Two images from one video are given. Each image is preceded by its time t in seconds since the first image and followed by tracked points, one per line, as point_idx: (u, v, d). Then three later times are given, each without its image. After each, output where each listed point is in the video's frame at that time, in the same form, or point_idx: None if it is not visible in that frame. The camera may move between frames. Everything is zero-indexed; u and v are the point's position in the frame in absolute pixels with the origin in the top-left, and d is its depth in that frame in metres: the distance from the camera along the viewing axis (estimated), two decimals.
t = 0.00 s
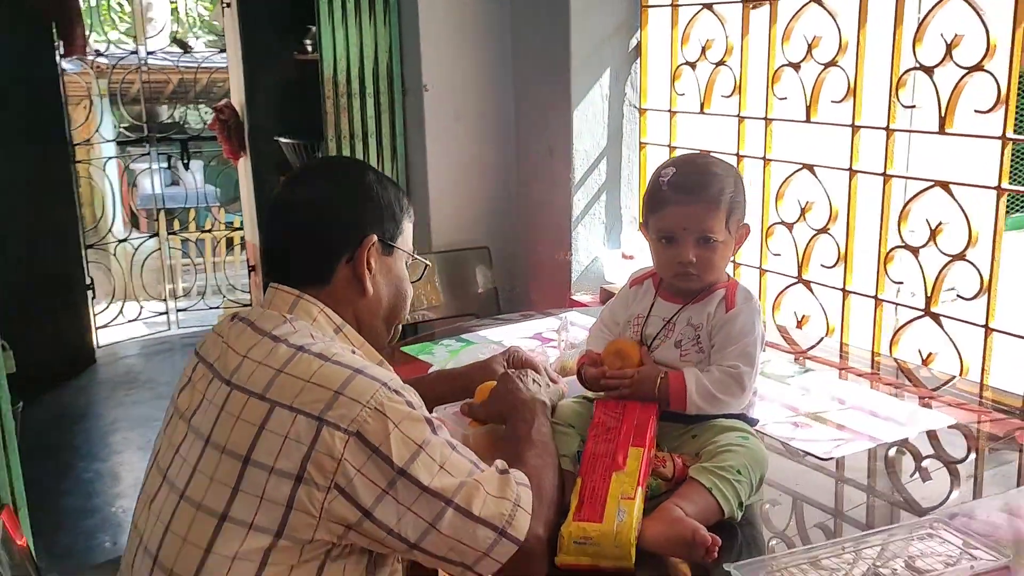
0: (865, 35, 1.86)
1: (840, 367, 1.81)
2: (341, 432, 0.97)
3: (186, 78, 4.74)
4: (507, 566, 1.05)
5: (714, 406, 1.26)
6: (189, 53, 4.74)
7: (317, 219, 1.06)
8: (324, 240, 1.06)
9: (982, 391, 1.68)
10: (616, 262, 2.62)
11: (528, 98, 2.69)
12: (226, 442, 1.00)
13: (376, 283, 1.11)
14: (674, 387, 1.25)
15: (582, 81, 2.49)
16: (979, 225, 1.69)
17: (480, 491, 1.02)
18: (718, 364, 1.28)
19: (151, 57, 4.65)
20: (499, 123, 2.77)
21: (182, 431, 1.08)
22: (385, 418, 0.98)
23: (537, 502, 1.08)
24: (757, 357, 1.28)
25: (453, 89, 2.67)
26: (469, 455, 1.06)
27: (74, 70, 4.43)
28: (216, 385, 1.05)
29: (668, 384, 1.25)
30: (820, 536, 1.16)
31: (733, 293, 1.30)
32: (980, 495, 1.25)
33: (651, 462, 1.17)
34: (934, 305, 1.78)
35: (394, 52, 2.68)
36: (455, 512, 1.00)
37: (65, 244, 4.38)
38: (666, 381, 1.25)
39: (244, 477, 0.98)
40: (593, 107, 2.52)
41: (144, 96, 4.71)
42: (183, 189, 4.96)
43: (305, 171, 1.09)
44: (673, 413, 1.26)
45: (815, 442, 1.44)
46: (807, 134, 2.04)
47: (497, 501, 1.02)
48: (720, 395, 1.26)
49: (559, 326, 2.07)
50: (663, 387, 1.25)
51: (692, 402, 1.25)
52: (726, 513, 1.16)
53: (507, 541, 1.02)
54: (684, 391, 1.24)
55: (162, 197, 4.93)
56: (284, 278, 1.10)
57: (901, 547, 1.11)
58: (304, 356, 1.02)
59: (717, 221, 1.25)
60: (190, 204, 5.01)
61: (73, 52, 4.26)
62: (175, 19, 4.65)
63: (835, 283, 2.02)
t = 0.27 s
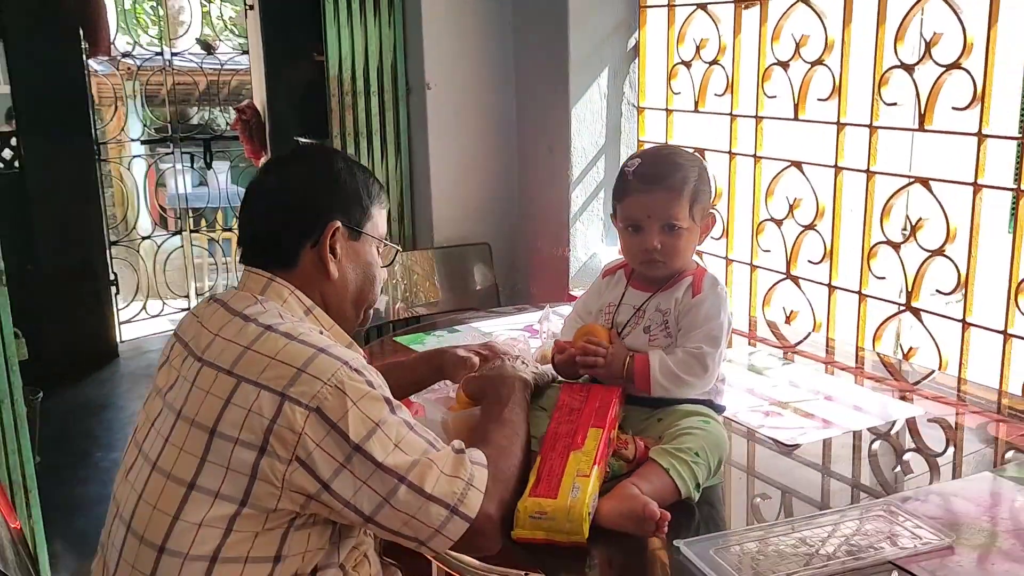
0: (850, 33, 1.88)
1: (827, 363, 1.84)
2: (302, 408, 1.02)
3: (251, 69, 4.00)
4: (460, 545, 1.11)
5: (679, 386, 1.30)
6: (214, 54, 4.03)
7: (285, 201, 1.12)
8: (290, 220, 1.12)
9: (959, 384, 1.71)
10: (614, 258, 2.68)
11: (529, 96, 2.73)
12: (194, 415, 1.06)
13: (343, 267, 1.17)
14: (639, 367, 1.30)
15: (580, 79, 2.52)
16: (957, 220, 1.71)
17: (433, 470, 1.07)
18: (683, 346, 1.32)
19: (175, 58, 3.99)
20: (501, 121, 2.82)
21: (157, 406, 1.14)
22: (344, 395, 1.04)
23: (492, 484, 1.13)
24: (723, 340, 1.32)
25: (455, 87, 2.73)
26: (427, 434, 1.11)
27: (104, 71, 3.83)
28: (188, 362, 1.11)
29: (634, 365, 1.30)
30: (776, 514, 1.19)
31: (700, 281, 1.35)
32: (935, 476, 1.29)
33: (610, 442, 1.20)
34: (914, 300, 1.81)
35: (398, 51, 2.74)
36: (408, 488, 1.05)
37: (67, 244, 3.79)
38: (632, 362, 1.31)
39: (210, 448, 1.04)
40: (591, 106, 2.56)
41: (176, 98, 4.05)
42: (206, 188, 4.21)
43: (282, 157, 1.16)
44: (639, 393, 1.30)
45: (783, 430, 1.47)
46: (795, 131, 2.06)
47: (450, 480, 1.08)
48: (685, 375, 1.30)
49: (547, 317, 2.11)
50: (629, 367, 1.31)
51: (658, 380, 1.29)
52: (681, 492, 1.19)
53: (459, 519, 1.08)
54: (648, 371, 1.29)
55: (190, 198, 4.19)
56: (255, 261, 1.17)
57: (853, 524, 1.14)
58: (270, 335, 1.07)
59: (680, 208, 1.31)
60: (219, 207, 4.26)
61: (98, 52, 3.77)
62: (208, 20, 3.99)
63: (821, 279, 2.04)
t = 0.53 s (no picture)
0: (852, 38, 1.89)
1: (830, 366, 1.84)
2: (292, 403, 1.05)
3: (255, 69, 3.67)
4: (448, 536, 1.13)
5: (669, 380, 1.31)
6: (234, 59, 3.68)
7: (275, 200, 1.16)
8: (279, 219, 1.16)
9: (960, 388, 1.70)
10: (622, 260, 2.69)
11: (540, 101, 2.76)
12: (189, 409, 1.09)
13: (333, 267, 1.21)
14: (629, 362, 1.32)
15: (589, 83, 2.54)
16: (957, 223, 1.71)
17: (422, 463, 1.09)
18: (672, 343, 1.33)
19: (201, 63, 3.66)
20: (512, 125, 2.85)
21: (155, 400, 1.18)
22: (333, 391, 1.07)
23: (479, 479, 1.15)
24: (711, 339, 1.34)
25: (465, 91, 2.76)
26: (416, 429, 1.14)
27: (132, 78, 3.58)
28: (185, 358, 1.14)
29: (625, 358, 1.32)
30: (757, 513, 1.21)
31: (688, 281, 1.37)
32: (922, 477, 1.30)
33: (598, 438, 1.22)
34: (916, 303, 1.81)
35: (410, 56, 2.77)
36: (396, 482, 1.08)
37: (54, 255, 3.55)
38: (624, 352, 1.32)
39: (204, 442, 1.07)
40: (600, 110, 2.58)
41: (201, 105, 3.71)
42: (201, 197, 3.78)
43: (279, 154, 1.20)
44: (630, 386, 1.32)
45: (777, 430, 1.48)
46: (799, 135, 2.07)
47: (438, 473, 1.10)
48: (674, 370, 1.31)
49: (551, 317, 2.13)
50: (621, 357, 1.32)
51: (649, 373, 1.31)
52: (667, 488, 1.20)
53: (446, 512, 1.11)
54: (638, 364, 1.31)
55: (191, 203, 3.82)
56: (251, 262, 1.21)
57: (836, 523, 1.16)
58: (263, 332, 1.10)
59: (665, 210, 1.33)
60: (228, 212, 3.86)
61: (123, 58, 3.54)
62: (232, 25, 3.65)
63: (824, 281, 2.05)
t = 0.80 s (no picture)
0: (898, 41, 1.85)
1: (873, 375, 1.81)
2: (323, 402, 1.08)
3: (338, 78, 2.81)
4: (476, 537, 1.14)
5: (700, 377, 1.32)
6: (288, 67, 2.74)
7: (308, 199, 1.19)
8: (311, 218, 1.19)
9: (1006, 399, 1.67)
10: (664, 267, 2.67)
11: (583, 106, 2.76)
12: (223, 407, 1.12)
13: (365, 269, 1.23)
14: (661, 356, 1.32)
15: (632, 88, 2.53)
16: (1004, 230, 1.67)
17: (450, 463, 1.11)
18: (702, 343, 1.34)
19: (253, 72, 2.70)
20: (555, 130, 2.86)
21: (193, 397, 1.21)
22: (364, 390, 1.08)
23: (509, 480, 1.16)
24: (741, 341, 1.33)
25: (508, 97, 2.78)
26: (446, 429, 1.15)
27: (187, 86, 2.64)
28: (221, 357, 1.17)
29: (655, 351, 1.33)
30: (786, 517, 1.21)
31: (717, 283, 1.37)
32: (961, 488, 1.28)
33: (627, 442, 1.22)
34: (961, 311, 1.77)
35: (455, 64, 2.80)
36: (424, 482, 1.09)
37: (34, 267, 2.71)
38: (655, 345, 1.33)
39: (238, 439, 1.10)
40: (643, 114, 2.57)
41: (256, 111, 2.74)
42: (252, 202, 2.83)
43: (315, 154, 1.23)
44: (661, 380, 1.33)
45: (812, 437, 1.48)
46: (844, 140, 2.03)
47: (467, 474, 1.11)
48: (707, 366, 1.32)
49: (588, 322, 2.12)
50: (652, 351, 1.33)
51: (681, 367, 1.31)
52: (695, 493, 1.21)
53: (474, 513, 1.11)
54: (670, 358, 1.32)
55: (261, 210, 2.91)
56: (286, 263, 1.25)
57: (869, 531, 1.15)
58: (296, 332, 1.13)
59: (694, 212, 1.35)
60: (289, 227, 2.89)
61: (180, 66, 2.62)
62: (288, 32, 2.71)
63: (868, 288, 2.01)
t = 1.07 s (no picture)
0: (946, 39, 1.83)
1: (917, 376, 1.78)
2: (351, 379, 1.13)
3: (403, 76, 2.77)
4: (497, 515, 1.18)
5: (730, 363, 1.33)
6: (354, 65, 2.72)
7: (347, 188, 1.25)
8: (349, 206, 1.25)
9: None
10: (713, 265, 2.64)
11: (634, 102, 2.78)
12: (258, 381, 1.18)
13: (399, 255, 1.28)
14: (694, 338, 1.33)
15: (682, 85, 2.53)
16: None
17: (472, 443, 1.15)
18: (733, 329, 1.36)
19: (319, 69, 2.67)
20: (607, 126, 2.88)
21: (232, 373, 1.28)
22: (390, 369, 1.14)
23: (531, 463, 1.20)
24: (770, 330, 1.35)
25: (560, 94, 2.81)
26: (470, 409, 1.19)
27: (259, 84, 2.60)
28: (258, 335, 1.24)
29: (688, 333, 1.34)
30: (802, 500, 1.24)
31: (743, 272, 1.40)
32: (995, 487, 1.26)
33: (649, 428, 1.25)
34: (1005, 312, 1.76)
35: (508, 60, 2.83)
36: (446, 459, 1.13)
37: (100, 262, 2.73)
38: (687, 326, 1.34)
39: (270, 412, 1.16)
40: (693, 111, 2.56)
41: (327, 110, 2.72)
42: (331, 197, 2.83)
43: (354, 144, 1.28)
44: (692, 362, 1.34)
45: (842, 431, 1.47)
46: (892, 138, 2.02)
47: (488, 454, 1.15)
48: (737, 351, 1.33)
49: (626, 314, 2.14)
50: (685, 332, 1.34)
51: (713, 350, 1.33)
52: (715, 480, 1.23)
53: (494, 492, 1.16)
54: (703, 340, 1.33)
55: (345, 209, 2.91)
56: (325, 247, 1.30)
57: (887, 524, 1.17)
58: (329, 312, 1.19)
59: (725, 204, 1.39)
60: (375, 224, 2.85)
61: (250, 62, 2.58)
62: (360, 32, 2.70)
63: (913, 288, 1.99)
